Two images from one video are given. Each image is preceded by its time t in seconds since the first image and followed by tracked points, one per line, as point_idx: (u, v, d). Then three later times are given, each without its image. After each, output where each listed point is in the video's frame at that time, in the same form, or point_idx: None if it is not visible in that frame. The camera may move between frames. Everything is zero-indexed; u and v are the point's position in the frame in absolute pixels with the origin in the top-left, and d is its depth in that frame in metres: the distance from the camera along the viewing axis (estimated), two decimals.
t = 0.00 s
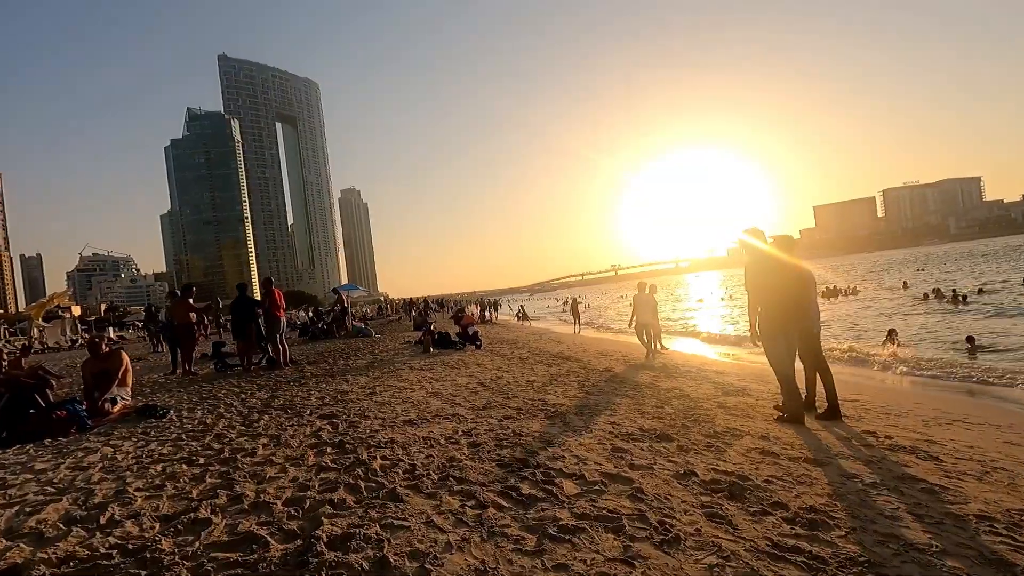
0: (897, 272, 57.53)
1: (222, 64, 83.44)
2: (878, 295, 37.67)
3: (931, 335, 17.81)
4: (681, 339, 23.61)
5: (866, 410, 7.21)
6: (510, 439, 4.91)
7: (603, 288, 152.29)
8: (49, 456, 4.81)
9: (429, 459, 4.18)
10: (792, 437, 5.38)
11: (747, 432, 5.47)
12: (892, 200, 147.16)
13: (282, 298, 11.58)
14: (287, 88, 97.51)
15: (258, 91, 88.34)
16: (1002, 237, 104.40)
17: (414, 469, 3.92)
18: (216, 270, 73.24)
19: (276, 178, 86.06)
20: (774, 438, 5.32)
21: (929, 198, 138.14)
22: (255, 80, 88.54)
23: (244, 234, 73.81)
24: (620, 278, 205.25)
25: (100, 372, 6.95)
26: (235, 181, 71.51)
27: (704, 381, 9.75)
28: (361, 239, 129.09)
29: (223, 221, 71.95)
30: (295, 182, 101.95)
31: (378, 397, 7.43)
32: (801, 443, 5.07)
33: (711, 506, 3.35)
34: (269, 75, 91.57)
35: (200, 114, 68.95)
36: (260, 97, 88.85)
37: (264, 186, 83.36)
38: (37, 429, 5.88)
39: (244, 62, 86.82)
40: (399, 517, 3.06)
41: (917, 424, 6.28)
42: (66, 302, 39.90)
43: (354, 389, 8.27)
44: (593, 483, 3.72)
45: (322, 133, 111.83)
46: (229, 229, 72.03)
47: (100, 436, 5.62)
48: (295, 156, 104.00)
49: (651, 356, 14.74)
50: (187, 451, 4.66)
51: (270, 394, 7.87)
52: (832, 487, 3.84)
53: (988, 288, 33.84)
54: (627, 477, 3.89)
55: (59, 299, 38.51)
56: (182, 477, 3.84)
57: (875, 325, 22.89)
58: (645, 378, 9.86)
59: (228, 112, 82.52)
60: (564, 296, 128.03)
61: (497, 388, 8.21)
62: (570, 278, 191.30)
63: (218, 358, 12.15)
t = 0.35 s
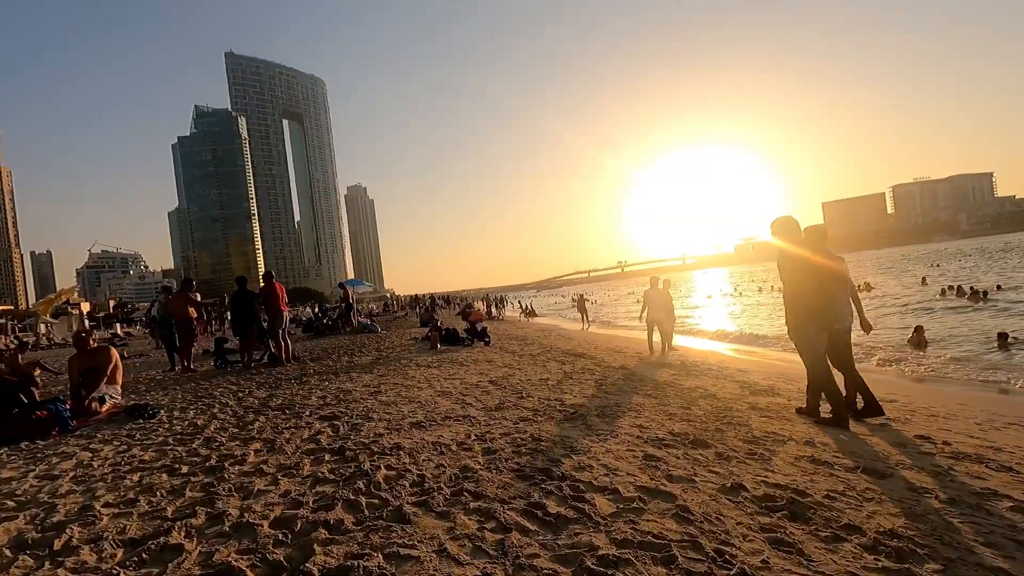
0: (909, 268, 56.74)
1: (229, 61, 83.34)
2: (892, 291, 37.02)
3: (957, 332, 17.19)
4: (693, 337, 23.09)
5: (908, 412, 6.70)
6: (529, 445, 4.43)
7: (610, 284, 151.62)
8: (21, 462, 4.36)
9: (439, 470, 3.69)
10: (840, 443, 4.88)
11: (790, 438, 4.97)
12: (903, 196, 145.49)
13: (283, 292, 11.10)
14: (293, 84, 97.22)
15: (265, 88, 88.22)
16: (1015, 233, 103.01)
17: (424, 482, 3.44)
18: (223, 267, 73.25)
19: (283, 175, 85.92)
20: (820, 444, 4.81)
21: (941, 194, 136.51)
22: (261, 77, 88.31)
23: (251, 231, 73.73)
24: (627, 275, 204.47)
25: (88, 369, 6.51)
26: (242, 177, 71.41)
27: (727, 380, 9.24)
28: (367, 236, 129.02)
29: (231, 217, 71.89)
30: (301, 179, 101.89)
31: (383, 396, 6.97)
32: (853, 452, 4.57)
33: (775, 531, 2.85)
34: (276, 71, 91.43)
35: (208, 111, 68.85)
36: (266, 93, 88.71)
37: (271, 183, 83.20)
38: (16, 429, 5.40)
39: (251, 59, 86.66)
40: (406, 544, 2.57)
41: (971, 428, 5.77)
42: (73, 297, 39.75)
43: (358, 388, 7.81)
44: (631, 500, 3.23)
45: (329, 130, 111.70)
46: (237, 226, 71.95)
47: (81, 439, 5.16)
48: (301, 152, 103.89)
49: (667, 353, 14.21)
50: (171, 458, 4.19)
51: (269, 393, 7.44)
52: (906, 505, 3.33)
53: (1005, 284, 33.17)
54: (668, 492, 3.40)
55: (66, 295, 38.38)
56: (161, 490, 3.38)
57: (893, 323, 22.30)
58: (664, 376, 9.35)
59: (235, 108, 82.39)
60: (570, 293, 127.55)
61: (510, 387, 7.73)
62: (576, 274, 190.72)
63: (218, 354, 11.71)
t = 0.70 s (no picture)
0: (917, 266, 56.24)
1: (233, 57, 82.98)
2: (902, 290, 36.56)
3: (980, 331, 16.66)
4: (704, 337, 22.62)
5: (954, 423, 6.21)
6: (551, 468, 3.93)
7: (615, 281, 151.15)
8: None
9: (452, 503, 3.20)
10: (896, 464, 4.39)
11: (840, 458, 4.47)
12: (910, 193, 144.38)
13: (282, 291, 10.72)
14: (297, 81, 96.78)
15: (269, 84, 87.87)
16: None
17: (433, 521, 2.94)
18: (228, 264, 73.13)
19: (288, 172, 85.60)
20: (875, 465, 4.31)
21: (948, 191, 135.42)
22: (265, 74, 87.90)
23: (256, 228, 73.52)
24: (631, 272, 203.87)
25: (70, 376, 6.03)
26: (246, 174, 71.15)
27: (750, 384, 8.75)
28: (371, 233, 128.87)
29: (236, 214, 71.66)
30: (305, 176, 101.64)
31: (387, 405, 6.49)
32: (915, 476, 4.08)
33: None
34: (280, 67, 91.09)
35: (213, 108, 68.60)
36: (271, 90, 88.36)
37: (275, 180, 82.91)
38: None
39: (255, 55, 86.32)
40: None
41: None
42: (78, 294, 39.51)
43: (361, 394, 7.35)
44: (680, 546, 2.72)
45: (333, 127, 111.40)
46: (241, 223, 71.75)
47: (55, 456, 4.68)
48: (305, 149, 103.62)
49: (681, 353, 13.72)
50: (148, 484, 3.71)
51: (266, 401, 6.97)
52: (1002, 550, 2.84)
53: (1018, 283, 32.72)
54: (722, 533, 2.89)
55: (71, 291, 38.12)
56: (128, 530, 2.89)
57: (907, 322, 21.84)
58: (685, 381, 8.87)
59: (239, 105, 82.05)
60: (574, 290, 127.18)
61: (523, 394, 7.24)
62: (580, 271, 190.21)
63: (215, 356, 11.25)
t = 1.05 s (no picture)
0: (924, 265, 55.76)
1: (235, 53, 82.54)
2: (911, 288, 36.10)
3: (1003, 330, 16.08)
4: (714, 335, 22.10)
5: (1006, 429, 5.70)
6: (577, 484, 3.41)
7: (617, 279, 150.92)
8: None
9: (468, 529, 2.69)
10: (965, 479, 3.88)
11: (901, 471, 3.96)
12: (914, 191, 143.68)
13: (277, 285, 10.35)
14: (298, 77, 96.15)
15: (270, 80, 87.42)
16: None
17: (446, 555, 2.43)
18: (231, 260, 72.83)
19: (289, 169, 85.08)
20: (943, 481, 3.80)
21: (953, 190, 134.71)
22: (267, 71, 87.33)
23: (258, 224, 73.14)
24: (633, 270, 203.60)
25: (44, 374, 5.55)
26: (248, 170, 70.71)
27: (775, 385, 8.24)
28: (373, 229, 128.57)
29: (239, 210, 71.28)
30: (307, 172, 101.29)
31: (389, 407, 6.00)
32: (995, 494, 3.55)
33: None
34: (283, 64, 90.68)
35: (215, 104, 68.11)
36: (273, 86, 87.96)
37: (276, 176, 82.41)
38: None
39: (257, 52, 85.93)
40: None
41: None
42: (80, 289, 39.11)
43: (361, 394, 6.85)
44: None
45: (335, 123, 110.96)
46: (243, 219, 71.34)
47: (16, 464, 4.15)
48: (308, 146, 103.25)
49: (694, 352, 13.24)
50: (112, 501, 3.19)
51: (258, 401, 6.47)
52: None
53: None
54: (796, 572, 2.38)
55: (73, 287, 37.77)
56: (73, 568, 2.37)
57: (922, 321, 21.39)
58: (704, 381, 8.36)
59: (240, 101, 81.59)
60: (576, 288, 126.83)
61: (535, 395, 6.74)
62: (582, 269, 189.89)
63: (208, 353, 10.74)
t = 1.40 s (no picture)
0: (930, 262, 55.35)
1: (235, 53, 82.23)
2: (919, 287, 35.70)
3: (1021, 329, 15.62)
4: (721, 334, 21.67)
5: None
6: (606, 515, 2.94)
7: (619, 279, 150.45)
8: None
9: None
10: None
11: (969, 494, 3.50)
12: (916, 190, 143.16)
13: (272, 284, 9.96)
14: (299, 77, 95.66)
15: (271, 80, 87.08)
16: None
17: None
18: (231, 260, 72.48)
19: (289, 169, 84.67)
20: (1020, 506, 3.34)
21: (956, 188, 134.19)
22: (267, 70, 87.00)
23: (258, 224, 72.76)
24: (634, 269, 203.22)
25: (14, 382, 5.08)
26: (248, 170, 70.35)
27: (797, 390, 7.77)
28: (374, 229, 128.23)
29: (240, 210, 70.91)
30: (308, 172, 100.96)
31: (390, 416, 5.54)
32: None
33: None
34: (283, 63, 90.37)
35: (215, 104, 67.76)
36: (273, 86, 87.62)
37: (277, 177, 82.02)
38: None
39: (258, 51, 85.60)
40: None
41: None
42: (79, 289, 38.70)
43: (359, 401, 6.38)
44: None
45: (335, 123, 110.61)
46: (244, 219, 70.99)
47: None
48: (308, 145, 102.91)
49: (706, 353, 12.80)
50: (63, 539, 2.72)
51: (248, 410, 6.01)
52: None
53: None
54: None
55: (73, 288, 37.38)
56: None
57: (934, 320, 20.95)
58: (721, 386, 7.91)
59: (241, 100, 81.24)
60: (578, 287, 126.49)
61: (545, 403, 6.28)
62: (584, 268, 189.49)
63: (199, 356, 10.27)
